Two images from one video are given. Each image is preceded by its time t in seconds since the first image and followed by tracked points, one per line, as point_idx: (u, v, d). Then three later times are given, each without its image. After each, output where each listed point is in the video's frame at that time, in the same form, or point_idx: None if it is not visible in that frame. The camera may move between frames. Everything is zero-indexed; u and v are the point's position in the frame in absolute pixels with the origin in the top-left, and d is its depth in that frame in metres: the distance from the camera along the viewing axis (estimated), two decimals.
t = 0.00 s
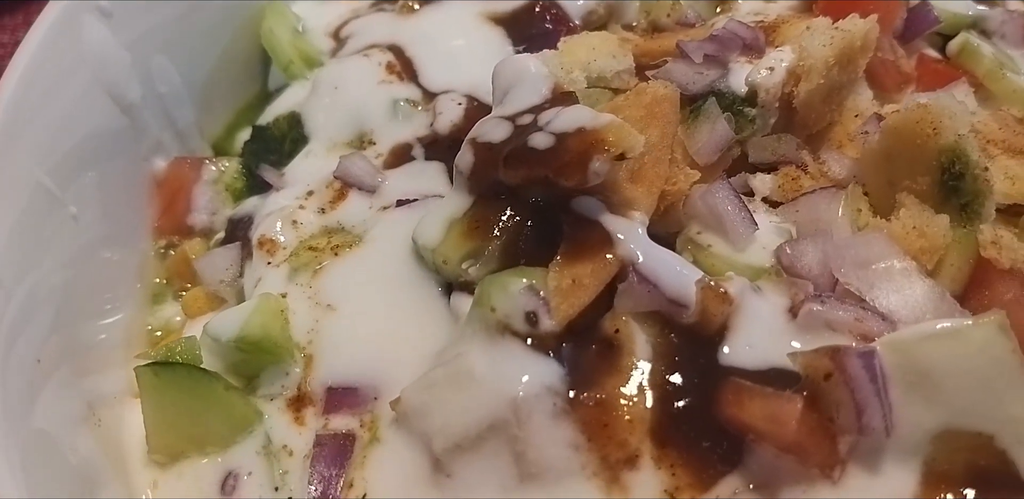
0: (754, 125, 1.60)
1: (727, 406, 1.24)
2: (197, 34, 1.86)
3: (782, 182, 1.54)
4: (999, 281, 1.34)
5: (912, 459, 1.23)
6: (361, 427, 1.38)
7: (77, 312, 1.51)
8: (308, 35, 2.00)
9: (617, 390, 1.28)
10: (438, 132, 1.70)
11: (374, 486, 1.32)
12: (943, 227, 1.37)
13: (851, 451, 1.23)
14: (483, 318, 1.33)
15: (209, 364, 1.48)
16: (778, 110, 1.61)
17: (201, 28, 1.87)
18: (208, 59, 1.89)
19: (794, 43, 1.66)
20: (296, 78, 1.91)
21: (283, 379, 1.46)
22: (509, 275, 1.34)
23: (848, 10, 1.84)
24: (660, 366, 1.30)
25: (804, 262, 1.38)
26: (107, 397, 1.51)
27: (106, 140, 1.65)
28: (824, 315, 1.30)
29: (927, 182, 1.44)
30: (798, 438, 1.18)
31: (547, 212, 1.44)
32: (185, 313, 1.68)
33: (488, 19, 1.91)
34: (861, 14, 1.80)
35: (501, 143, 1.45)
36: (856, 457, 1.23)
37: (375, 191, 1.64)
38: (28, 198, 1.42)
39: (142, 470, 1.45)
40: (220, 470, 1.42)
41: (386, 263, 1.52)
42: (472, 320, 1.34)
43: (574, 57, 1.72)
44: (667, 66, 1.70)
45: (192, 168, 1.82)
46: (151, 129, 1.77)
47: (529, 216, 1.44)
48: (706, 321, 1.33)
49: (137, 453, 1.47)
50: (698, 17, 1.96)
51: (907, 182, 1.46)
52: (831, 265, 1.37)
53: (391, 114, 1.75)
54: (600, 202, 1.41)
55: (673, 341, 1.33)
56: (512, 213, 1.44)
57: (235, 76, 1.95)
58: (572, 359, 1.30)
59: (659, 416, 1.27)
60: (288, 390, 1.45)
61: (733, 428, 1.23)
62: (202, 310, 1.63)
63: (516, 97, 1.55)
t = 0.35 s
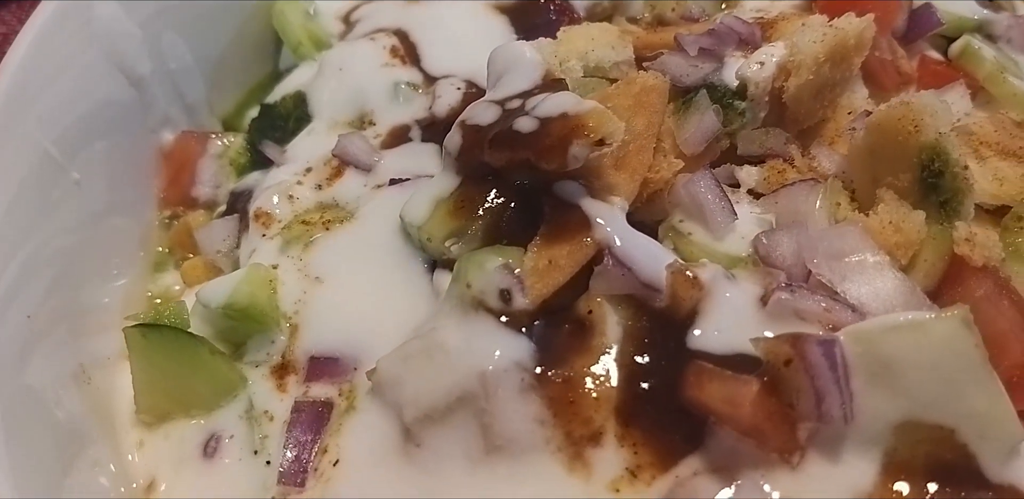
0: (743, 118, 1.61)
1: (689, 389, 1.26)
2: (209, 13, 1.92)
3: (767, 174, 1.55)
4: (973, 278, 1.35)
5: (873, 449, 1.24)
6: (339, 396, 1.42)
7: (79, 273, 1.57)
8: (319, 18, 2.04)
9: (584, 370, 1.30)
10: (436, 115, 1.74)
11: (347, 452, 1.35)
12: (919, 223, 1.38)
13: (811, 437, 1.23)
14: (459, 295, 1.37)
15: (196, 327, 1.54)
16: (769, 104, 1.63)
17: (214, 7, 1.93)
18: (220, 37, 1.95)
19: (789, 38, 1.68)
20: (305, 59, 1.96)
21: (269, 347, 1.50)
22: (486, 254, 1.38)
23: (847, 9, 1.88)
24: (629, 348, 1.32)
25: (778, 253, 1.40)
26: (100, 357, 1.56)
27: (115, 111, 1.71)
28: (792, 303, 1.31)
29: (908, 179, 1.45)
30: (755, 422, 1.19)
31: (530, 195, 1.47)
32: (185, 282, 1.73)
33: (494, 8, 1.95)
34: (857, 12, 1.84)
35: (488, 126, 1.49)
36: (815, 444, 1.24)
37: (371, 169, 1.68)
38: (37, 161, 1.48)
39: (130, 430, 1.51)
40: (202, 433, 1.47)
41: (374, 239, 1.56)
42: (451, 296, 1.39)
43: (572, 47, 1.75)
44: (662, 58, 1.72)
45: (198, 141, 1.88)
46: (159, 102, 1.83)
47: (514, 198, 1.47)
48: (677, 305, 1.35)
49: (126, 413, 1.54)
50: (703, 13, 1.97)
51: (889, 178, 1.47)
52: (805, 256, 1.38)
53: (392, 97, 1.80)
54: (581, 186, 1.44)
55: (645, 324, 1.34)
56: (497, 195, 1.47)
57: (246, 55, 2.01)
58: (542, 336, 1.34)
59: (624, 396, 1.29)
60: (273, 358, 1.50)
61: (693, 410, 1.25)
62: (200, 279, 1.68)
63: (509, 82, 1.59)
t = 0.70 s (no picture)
0: (733, 110, 1.63)
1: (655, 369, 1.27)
2: None
3: (754, 165, 1.57)
4: (947, 272, 1.35)
5: (837, 435, 1.24)
6: (321, 364, 1.46)
7: (83, 238, 1.63)
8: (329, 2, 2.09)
9: (558, 349, 1.33)
10: (434, 99, 1.77)
11: (325, 419, 1.38)
12: (896, 216, 1.39)
13: (774, 420, 1.25)
14: (439, 272, 1.39)
15: (189, 296, 1.59)
16: (760, 97, 1.64)
17: None
18: (231, 17, 2.01)
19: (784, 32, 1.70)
20: (313, 41, 2.01)
21: (257, 316, 1.54)
22: (468, 233, 1.41)
23: (844, 4, 1.89)
24: (602, 329, 1.35)
25: (755, 242, 1.41)
26: (96, 319, 1.61)
27: (124, 85, 1.77)
28: (763, 289, 1.33)
29: (891, 174, 1.46)
30: (717, 401, 1.20)
31: (516, 179, 1.50)
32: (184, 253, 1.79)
33: None
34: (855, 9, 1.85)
35: (477, 110, 1.51)
36: (778, 428, 1.25)
37: (368, 149, 1.72)
38: (45, 128, 1.54)
39: (122, 391, 1.56)
40: (190, 397, 1.52)
41: (365, 217, 1.60)
42: (432, 272, 1.42)
43: (571, 37, 1.77)
44: (658, 49, 1.74)
45: (204, 116, 1.94)
46: (169, 78, 1.89)
47: (500, 181, 1.50)
48: (650, 288, 1.37)
49: (118, 375, 1.58)
50: (707, 7, 1.96)
51: (873, 173, 1.47)
52: (782, 245, 1.39)
53: (393, 81, 1.83)
54: (565, 170, 1.47)
55: (620, 306, 1.37)
56: (484, 178, 1.50)
57: (256, 36, 2.08)
58: (518, 313, 1.36)
59: (594, 374, 1.31)
60: (261, 326, 1.54)
61: (659, 389, 1.27)
62: (199, 250, 1.73)
63: (502, 67, 1.62)
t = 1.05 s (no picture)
0: (723, 95, 1.66)
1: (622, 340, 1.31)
2: None
3: (738, 149, 1.60)
4: (918, 260, 1.36)
5: (796, 413, 1.26)
6: (306, 326, 1.50)
7: (90, 199, 1.68)
8: None
9: (531, 320, 1.36)
10: (433, 76, 1.81)
11: (305, 377, 1.42)
12: (872, 203, 1.40)
13: (736, 395, 1.27)
14: (422, 241, 1.43)
15: (185, 258, 1.63)
16: (749, 83, 1.68)
17: None
18: None
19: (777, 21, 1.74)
20: (322, 18, 2.07)
21: (248, 279, 1.59)
22: (451, 204, 1.44)
23: None
24: (575, 301, 1.38)
25: (731, 223, 1.43)
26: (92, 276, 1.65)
27: (136, 54, 1.83)
28: (735, 270, 1.34)
29: (871, 162, 1.47)
30: (679, 374, 1.21)
31: (504, 155, 1.52)
32: (184, 220, 1.84)
33: None
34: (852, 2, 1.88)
35: (469, 86, 1.54)
36: (739, 402, 1.27)
37: (366, 123, 1.76)
38: (60, 93, 1.59)
39: (116, 346, 1.61)
40: (180, 354, 1.57)
41: (357, 187, 1.64)
42: (416, 242, 1.45)
43: (568, 20, 1.83)
44: (653, 35, 1.77)
45: (212, 88, 2.01)
46: (180, 49, 1.96)
47: (489, 156, 1.52)
48: (625, 264, 1.39)
49: (112, 330, 1.63)
50: None
51: (854, 160, 1.49)
52: (757, 227, 1.41)
53: (395, 59, 1.88)
54: (551, 146, 1.49)
55: (594, 280, 1.40)
56: (473, 153, 1.53)
57: (268, 14, 2.12)
58: (495, 283, 1.39)
59: (564, 344, 1.35)
60: (251, 289, 1.58)
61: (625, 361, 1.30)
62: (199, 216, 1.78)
63: (497, 46, 1.64)
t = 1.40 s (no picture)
0: (709, 78, 1.69)
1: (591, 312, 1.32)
2: None
3: (720, 132, 1.63)
4: (890, 242, 1.37)
5: (758, 388, 1.28)
6: (289, 291, 1.54)
7: (92, 163, 1.73)
8: None
9: (505, 290, 1.39)
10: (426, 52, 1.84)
11: (285, 340, 1.45)
12: (844, 185, 1.42)
13: (698, 367, 1.29)
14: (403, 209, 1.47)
15: (180, 225, 1.69)
16: (735, 67, 1.70)
17: None
18: None
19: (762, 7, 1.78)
20: None
21: (237, 245, 1.63)
22: (431, 173, 1.49)
23: None
24: (549, 273, 1.40)
25: (706, 201, 1.44)
26: (90, 235, 1.68)
27: (141, 25, 1.88)
28: (705, 247, 1.36)
29: (848, 146, 1.49)
30: (638, 343, 1.25)
31: (487, 129, 1.55)
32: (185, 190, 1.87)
33: None
34: None
35: (454, 59, 1.56)
36: (702, 374, 1.30)
37: (360, 99, 1.80)
38: (61, 58, 1.66)
39: (110, 307, 1.65)
40: (170, 315, 1.61)
41: (346, 160, 1.67)
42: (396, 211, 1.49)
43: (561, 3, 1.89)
44: (644, 20, 1.81)
45: (215, 61, 2.06)
46: (184, 22, 2.00)
47: (472, 130, 1.56)
48: (597, 239, 1.41)
49: (107, 291, 1.67)
50: None
51: (833, 144, 1.50)
52: (730, 206, 1.43)
53: (392, 36, 1.93)
54: (531, 121, 1.52)
55: (568, 252, 1.42)
56: (457, 126, 1.56)
57: None
58: (470, 252, 1.42)
59: (536, 314, 1.37)
60: (239, 255, 1.63)
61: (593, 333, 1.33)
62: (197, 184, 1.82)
63: (485, 23, 1.68)
